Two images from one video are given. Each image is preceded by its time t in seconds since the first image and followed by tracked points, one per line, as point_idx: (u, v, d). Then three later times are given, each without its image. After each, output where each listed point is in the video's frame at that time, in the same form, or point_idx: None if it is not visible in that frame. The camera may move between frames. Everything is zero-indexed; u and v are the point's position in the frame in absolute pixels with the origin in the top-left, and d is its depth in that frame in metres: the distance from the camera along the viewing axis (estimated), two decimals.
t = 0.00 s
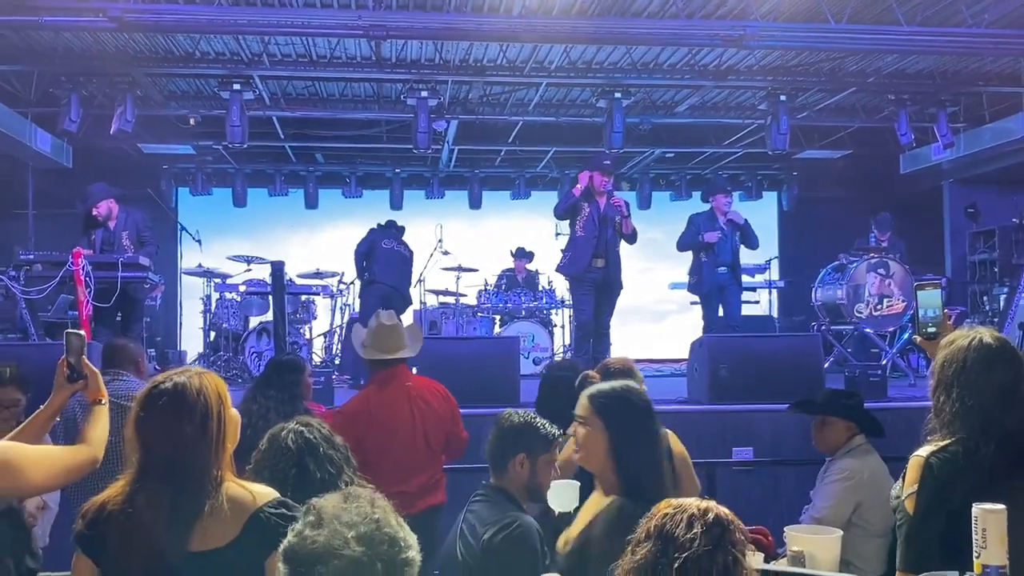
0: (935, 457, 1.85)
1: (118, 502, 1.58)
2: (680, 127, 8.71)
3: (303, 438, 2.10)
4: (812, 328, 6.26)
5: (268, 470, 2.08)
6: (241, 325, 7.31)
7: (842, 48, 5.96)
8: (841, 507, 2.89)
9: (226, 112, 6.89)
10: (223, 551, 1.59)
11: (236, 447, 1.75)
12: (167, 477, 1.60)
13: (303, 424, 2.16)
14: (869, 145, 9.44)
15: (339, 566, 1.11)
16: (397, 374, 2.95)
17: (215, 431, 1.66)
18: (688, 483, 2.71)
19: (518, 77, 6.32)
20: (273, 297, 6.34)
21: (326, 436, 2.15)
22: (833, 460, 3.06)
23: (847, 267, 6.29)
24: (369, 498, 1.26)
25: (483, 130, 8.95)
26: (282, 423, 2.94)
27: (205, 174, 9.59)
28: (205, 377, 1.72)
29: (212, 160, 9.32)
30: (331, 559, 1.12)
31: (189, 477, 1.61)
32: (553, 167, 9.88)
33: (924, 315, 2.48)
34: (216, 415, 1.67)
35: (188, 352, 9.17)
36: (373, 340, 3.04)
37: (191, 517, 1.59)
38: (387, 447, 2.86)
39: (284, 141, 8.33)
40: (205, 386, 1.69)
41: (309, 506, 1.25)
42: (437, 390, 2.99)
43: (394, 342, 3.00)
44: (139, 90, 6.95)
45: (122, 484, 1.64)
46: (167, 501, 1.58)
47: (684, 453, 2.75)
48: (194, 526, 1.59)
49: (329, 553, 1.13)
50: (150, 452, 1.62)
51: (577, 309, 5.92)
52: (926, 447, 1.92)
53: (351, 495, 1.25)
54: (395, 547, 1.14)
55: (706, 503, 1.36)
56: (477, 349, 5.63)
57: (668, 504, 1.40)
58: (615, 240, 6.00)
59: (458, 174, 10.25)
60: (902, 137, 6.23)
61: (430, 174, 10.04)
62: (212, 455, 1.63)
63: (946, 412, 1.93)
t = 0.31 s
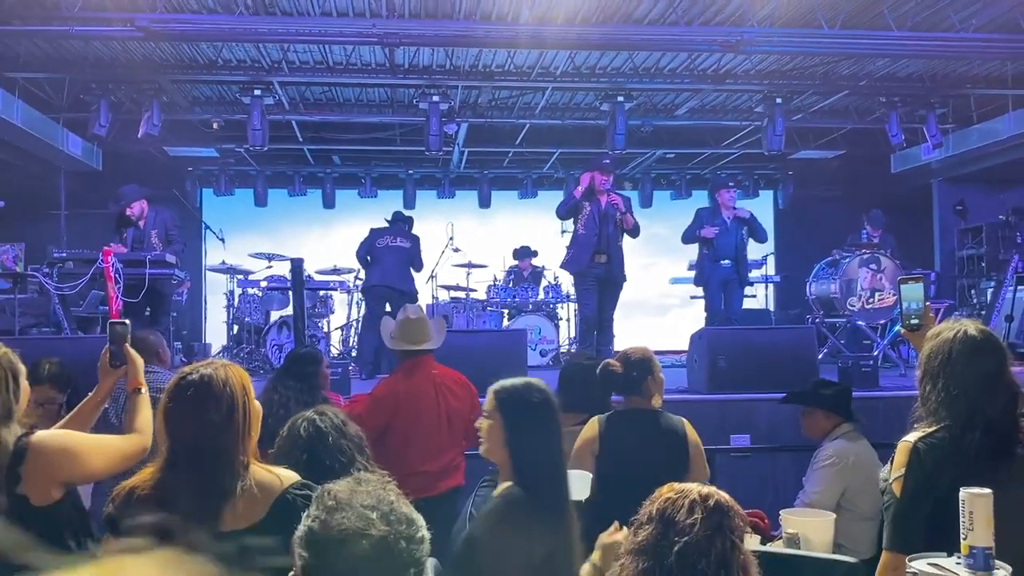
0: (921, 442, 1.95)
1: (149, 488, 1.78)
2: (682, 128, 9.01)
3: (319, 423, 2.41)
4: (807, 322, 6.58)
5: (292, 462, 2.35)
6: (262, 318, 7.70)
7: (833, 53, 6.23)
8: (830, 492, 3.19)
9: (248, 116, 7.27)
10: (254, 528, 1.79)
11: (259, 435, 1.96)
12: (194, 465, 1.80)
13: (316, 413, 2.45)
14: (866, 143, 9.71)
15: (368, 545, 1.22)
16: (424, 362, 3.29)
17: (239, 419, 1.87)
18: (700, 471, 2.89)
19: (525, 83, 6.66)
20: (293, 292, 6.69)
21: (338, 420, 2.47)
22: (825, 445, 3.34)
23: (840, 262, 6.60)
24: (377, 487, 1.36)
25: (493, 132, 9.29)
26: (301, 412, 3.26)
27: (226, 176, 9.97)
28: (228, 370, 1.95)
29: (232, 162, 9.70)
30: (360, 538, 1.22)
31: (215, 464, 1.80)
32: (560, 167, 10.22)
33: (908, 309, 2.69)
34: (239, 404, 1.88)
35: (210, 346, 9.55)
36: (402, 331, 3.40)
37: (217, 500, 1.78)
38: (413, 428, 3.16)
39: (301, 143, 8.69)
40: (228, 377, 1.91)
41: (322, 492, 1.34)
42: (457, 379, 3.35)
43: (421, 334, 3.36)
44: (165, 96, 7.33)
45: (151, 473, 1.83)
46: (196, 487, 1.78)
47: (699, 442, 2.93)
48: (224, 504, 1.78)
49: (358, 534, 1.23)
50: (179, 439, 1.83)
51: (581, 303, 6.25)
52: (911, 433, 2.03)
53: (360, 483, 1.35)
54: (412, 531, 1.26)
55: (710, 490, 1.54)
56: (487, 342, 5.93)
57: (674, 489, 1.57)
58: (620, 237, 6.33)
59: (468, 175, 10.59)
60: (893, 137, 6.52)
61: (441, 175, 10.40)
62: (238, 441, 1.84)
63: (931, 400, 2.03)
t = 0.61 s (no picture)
0: (916, 437, 2.18)
1: (147, 484, 1.98)
2: (689, 132, 9.34)
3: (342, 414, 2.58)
4: (807, 317, 7.06)
5: (317, 455, 2.54)
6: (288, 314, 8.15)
7: (830, 60, 6.52)
8: (814, 480, 3.48)
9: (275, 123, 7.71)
10: (241, 512, 1.94)
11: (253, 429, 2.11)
12: (185, 460, 1.97)
13: (341, 405, 2.61)
14: (869, 143, 9.98)
15: (377, 532, 1.27)
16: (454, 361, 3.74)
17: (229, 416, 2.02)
18: (699, 459, 3.24)
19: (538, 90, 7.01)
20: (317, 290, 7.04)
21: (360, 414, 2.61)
22: (820, 436, 3.60)
23: (839, 261, 7.14)
24: (389, 478, 1.42)
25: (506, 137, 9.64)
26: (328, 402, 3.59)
27: (251, 180, 10.39)
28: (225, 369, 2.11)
29: (257, 167, 10.12)
30: (370, 526, 1.28)
31: (201, 459, 1.96)
32: (572, 170, 10.58)
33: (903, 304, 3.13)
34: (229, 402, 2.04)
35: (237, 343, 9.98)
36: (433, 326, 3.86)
37: (203, 492, 1.95)
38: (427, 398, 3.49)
39: (323, 147, 9.08)
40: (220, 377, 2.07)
41: (336, 481, 1.41)
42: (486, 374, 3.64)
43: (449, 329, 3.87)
44: (198, 103, 7.79)
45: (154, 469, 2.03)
46: (185, 480, 1.95)
47: (700, 434, 3.27)
48: (213, 493, 1.95)
49: (369, 521, 1.29)
50: (174, 435, 2.00)
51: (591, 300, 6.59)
52: (908, 428, 2.26)
53: (373, 474, 1.42)
54: (419, 520, 1.31)
55: (704, 477, 1.78)
56: (502, 336, 6.27)
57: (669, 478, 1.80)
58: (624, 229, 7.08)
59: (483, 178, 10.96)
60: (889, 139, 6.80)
61: (458, 178, 10.76)
62: (227, 437, 1.99)
63: (927, 395, 2.27)
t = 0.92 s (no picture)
0: (939, 431, 2.20)
1: (171, 480, 1.96)
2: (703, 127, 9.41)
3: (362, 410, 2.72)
4: (822, 310, 7.14)
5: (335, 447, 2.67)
6: (310, 307, 8.34)
7: (842, 56, 6.57)
8: (812, 474, 3.51)
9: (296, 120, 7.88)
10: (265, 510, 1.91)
11: (274, 423, 2.09)
12: (209, 459, 1.94)
13: (362, 398, 2.81)
14: (885, 137, 9.99)
15: (402, 527, 1.35)
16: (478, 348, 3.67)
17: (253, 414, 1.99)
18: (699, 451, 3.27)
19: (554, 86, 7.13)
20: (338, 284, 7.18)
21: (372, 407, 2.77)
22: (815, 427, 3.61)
23: (853, 255, 7.33)
24: (414, 467, 1.49)
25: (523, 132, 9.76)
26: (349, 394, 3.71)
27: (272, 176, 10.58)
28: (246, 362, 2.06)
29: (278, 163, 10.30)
30: (395, 521, 1.35)
31: (224, 460, 1.94)
32: (588, 165, 10.68)
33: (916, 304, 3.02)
34: (252, 399, 2.00)
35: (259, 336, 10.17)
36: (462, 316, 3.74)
37: (228, 495, 1.92)
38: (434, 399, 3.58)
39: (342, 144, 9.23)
40: (244, 371, 2.03)
41: (361, 473, 1.49)
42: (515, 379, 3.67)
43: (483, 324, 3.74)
44: (221, 102, 7.99)
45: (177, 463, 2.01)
46: (207, 481, 1.92)
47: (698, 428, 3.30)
48: (238, 490, 1.93)
49: (394, 515, 1.36)
50: (195, 429, 1.97)
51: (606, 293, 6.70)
52: (928, 421, 2.28)
53: (401, 465, 1.48)
54: (443, 513, 1.39)
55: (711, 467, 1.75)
56: (519, 329, 6.38)
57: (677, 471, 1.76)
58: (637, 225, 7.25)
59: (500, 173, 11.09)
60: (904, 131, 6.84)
61: (475, 173, 10.89)
62: (250, 433, 1.97)
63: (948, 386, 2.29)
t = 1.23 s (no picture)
0: (961, 426, 2.22)
1: (219, 480, 1.80)
2: (718, 125, 9.53)
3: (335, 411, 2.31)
4: (838, 305, 7.21)
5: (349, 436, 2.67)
6: (332, 302, 8.53)
7: (858, 52, 6.63)
8: (821, 468, 3.42)
9: (319, 118, 8.05)
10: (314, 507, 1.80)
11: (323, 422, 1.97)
12: (260, 460, 1.81)
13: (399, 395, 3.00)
14: (900, 133, 10.02)
15: (431, 498, 1.29)
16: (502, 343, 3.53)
17: (302, 410, 1.88)
18: (686, 449, 3.13)
19: (571, 85, 7.31)
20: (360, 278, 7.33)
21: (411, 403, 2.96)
22: (827, 421, 3.50)
23: (871, 251, 7.45)
24: (439, 454, 1.44)
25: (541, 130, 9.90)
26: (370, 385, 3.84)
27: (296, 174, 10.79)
28: (290, 358, 1.96)
29: (300, 161, 10.50)
30: (422, 492, 1.29)
31: (277, 458, 1.82)
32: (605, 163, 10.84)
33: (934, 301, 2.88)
34: (300, 396, 1.90)
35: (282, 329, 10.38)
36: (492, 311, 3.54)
37: (284, 493, 1.80)
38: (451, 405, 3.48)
39: (364, 142, 9.43)
40: (291, 367, 1.93)
41: (391, 458, 1.44)
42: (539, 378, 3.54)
43: (512, 321, 3.54)
44: (246, 102, 8.18)
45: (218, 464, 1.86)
46: (260, 480, 1.79)
47: (687, 425, 3.16)
48: (294, 490, 1.81)
49: (421, 488, 1.30)
50: (243, 426, 1.85)
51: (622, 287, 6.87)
52: (950, 417, 2.31)
53: (427, 451, 1.43)
54: (471, 492, 1.33)
55: (732, 460, 1.83)
56: (537, 323, 6.52)
57: (698, 462, 1.84)
58: (650, 219, 7.38)
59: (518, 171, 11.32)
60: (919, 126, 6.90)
61: (494, 171, 11.06)
62: (302, 430, 1.86)
63: (970, 380, 2.29)
